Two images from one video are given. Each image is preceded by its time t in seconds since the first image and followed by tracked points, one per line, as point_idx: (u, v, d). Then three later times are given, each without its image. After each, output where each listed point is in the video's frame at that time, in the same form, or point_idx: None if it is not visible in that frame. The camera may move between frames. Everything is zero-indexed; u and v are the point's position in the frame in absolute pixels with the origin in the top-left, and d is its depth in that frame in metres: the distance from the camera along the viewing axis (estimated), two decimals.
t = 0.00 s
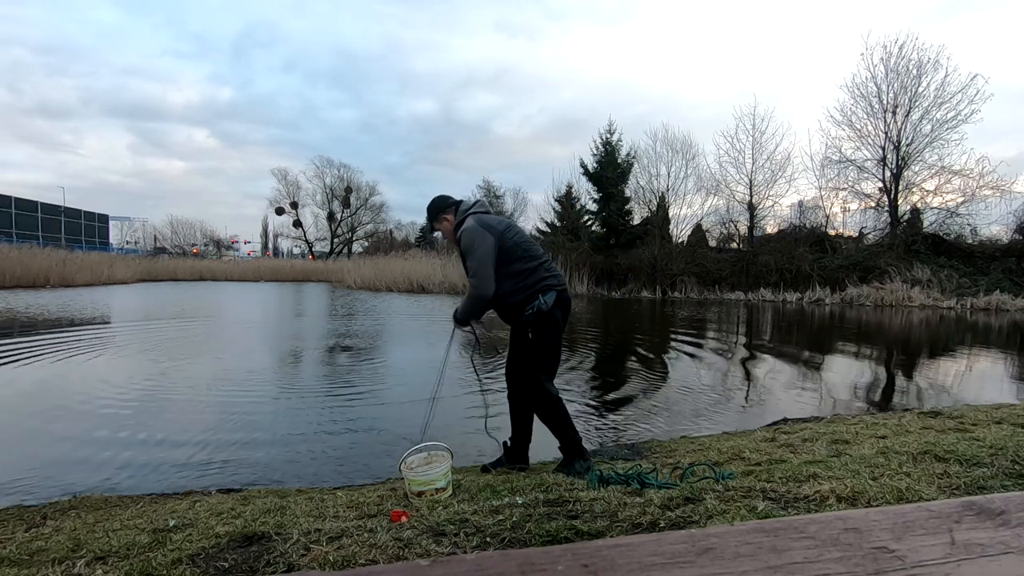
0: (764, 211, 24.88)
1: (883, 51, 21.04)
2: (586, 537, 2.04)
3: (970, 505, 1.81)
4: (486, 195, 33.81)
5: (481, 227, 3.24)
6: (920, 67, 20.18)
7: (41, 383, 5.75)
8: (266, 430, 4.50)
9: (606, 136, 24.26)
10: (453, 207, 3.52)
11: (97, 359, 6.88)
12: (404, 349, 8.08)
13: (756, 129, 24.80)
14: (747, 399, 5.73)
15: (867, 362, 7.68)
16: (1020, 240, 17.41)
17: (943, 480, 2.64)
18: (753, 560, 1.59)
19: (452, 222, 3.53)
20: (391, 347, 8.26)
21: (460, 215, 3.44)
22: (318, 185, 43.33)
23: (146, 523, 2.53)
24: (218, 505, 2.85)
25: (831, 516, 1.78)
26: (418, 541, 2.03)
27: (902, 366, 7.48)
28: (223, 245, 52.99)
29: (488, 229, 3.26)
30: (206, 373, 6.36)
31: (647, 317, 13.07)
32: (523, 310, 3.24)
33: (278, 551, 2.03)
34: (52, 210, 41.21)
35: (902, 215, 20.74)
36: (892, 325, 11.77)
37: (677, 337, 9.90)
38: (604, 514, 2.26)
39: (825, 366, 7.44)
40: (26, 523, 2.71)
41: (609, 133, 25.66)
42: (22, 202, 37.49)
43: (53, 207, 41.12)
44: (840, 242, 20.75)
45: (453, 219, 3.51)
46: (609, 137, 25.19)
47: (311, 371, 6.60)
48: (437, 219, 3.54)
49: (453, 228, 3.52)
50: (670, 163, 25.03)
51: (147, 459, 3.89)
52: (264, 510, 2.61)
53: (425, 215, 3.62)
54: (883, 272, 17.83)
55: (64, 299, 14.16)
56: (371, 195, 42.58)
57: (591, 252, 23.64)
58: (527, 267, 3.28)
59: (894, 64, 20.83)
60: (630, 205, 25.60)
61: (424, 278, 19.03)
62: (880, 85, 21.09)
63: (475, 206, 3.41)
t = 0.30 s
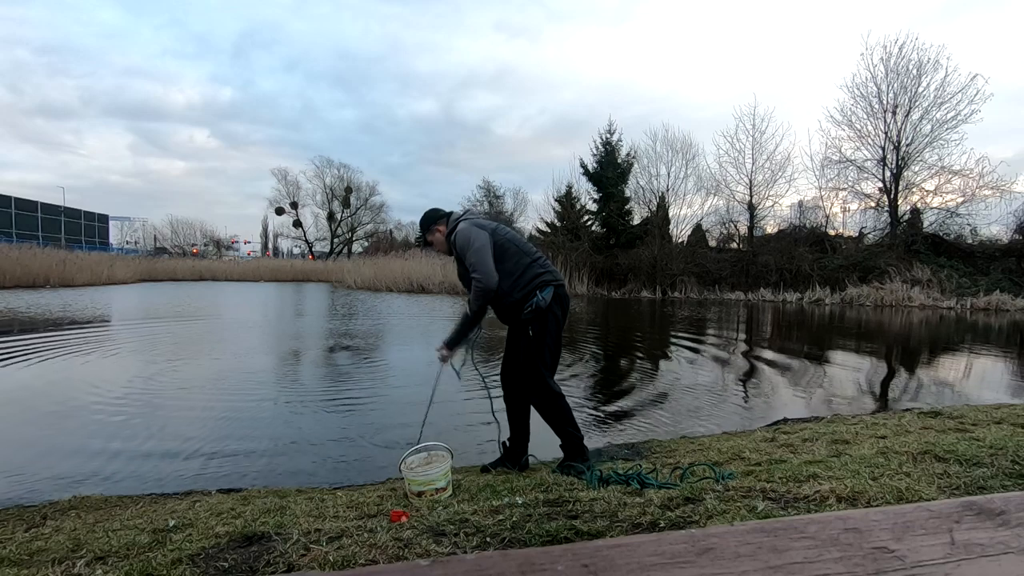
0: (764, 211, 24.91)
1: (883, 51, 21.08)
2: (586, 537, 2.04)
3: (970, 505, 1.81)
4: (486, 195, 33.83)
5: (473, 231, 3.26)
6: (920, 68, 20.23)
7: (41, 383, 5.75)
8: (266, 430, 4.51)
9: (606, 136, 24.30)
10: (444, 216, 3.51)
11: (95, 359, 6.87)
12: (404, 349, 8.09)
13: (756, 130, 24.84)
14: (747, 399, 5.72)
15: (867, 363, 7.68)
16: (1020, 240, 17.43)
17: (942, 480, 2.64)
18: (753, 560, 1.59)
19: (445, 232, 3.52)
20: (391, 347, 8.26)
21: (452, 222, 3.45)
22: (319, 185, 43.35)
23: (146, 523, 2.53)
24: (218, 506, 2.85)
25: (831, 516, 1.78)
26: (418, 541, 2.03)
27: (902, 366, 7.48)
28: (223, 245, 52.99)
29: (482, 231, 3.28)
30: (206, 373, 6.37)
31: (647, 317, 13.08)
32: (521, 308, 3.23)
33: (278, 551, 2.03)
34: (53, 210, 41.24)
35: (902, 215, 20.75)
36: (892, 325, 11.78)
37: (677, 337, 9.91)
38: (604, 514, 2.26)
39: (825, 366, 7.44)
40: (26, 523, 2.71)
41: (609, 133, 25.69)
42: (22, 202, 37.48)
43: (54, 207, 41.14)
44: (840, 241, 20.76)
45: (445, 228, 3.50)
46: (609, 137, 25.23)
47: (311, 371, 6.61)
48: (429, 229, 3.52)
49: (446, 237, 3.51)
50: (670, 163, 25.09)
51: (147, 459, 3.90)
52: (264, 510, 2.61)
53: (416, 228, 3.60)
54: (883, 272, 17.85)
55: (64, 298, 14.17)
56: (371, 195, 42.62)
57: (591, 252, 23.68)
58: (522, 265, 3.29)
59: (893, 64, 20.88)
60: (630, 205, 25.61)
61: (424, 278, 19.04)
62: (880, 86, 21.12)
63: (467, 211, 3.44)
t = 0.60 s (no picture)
0: (764, 211, 24.90)
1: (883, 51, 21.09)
2: (586, 537, 2.04)
3: (970, 505, 1.81)
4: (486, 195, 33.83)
5: (475, 227, 3.27)
6: (920, 68, 20.23)
7: (41, 383, 5.75)
8: (266, 430, 4.51)
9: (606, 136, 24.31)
10: (445, 210, 3.52)
11: (94, 359, 6.86)
12: (404, 349, 8.10)
13: (756, 129, 24.84)
14: (747, 399, 5.72)
15: (867, 363, 7.68)
16: (1020, 240, 17.43)
17: (943, 480, 2.64)
18: (754, 560, 1.59)
19: (446, 226, 3.52)
20: (391, 347, 8.27)
21: (455, 217, 3.45)
22: (319, 185, 43.37)
23: (146, 523, 2.53)
24: (218, 506, 2.85)
25: (831, 516, 1.78)
26: (418, 541, 2.03)
27: (902, 366, 7.48)
28: (223, 245, 53.00)
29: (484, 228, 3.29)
30: (206, 373, 6.37)
31: (647, 317, 13.09)
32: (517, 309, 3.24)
33: (278, 551, 2.03)
34: (53, 211, 41.28)
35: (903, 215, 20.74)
36: (892, 326, 11.77)
37: (677, 337, 9.90)
38: (604, 514, 2.26)
39: (825, 366, 7.44)
40: (26, 523, 2.71)
41: (609, 133, 25.70)
42: (22, 202, 37.47)
43: (54, 207, 41.15)
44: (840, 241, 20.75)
45: (446, 222, 3.51)
46: (609, 137, 25.24)
47: (310, 371, 6.61)
48: (430, 222, 3.52)
49: (447, 230, 3.51)
50: (670, 163, 25.07)
51: (147, 459, 3.89)
52: (264, 511, 2.61)
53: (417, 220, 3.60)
54: (883, 272, 17.85)
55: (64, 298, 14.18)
56: (371, 195, 42.63)
57: (591, 252, 23.70)
58: (519, 265, 3.31)
59: (893, 64, 20.88)
60: (630, 205, 25.60)
61: (424, 278, 19.06)
62: (880, 85, 21.12)
63: (470, 208, 3.44)
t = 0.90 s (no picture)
0: (764, 211, 24.90)
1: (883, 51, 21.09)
2: (586, 537, 2.04)
3: (970, 505, 1.81)
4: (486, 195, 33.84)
5: (486, 218, 3.30)
6: (920, 68, 20.23)
7: (41, 383, 5.75)
8: (266, 430, 4.51)
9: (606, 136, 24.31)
10: (452, 198, 3.52)
11: (94, 359, 6.85)
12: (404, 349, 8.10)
13: (756, 129, 24.83)
14: (748, 399, 5.71)
15: (867, 363, 7.68)
16: (1020, 240, 17.43)
17: (942, 480, 2.64)
18: (753, 560, 1.59)
19: (451, 214, 3.52)
20: (392, 347, 8.28)
21: (462, 206, 3.46)
22: (319, 185, 43.37)
23: (146, 523, 2.53)
24: (218, 506, 2.85)
25: (832, 516, 1.78)
26: (418, 541, 2.03)
27: (902, 366, 7.48)
28: (223, 245, 53.00)
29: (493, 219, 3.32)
30: (206, 373, 6.38)
31: (647, 317, 13.09)
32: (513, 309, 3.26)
33: (278, 551, 2.03)
34: (53, 211, 41.31)
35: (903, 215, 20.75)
36: (892, 326, 11.78)
37: (677, 337, 9.90)
38: (604, 514, 2.26)
39: (825, 366, 7.44)
40: (26, 523, 2.71)
41: (609, 133, 25.71)
42: (22, 202, 37.46)
43: (54, 207, 41.15)
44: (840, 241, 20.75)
45: (452, 210, 3.51)
46: (609, 137, 25.25)
47: (311, 371, 6.61)
48: (437, 209, 3.51)
49: (452, 219, 3.51)
50: (670, 163, 25.06)
51: (147, 459, 3.89)
52: (264, 511, 2.61)
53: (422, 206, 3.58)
54: (883, 272, 17.85)
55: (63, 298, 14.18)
56: (371, 195, 42.65)
57: (591, 252, 23.71)
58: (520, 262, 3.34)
59: (893, 64, 20.89)
60: (630, 204, 25.59)
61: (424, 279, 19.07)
62: (880, 86, 21.12)
63: (477, 197, 3.46)
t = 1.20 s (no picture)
0: (764, 211, 24.88)
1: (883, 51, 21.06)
2: (586, 537, 2.04)
3: (970, 505, 1.81)
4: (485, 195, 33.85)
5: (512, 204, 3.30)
6: (920, 68, 20.21)
7: (40, 383, 5.75)
8: (266, 430, 4.50)
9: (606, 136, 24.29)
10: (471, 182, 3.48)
11: (93, 360, 6.84)
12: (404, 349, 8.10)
13: (756, 129, 24.80)
14: (748, 399, 5.71)
15: (867, 363, 7.68)
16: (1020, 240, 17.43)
17: (942, 480, 2.64)
18: (753, 559, 1.59)
19: (467, 199, 3.47)
20: (392, 347, 8.28)
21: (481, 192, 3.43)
22: (319, 185, 43.35)
23: (146, 523, 2.53)
24: (218, 506, 2.85)
25: (832, 517, 1.78)
26: (418, 541, 2.03)
27: (902, 366, 7.48)
28: (223, 245, 52.99)
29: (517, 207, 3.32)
30: (206, 373, 6.38)
31: (647, 317, 13.10)
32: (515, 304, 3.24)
33: (278, 551, 2.03)
34: (53, 211, 41.31)
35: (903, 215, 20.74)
36: (892, 325, 11.78)
37: (677, 337, 9.90)
38: (604, 514, 2.26)
39: (825, 365, 7.44)
40: (26, 522, 2.71)
41: (609, 132, 25.69)
42: (23, 202, 37.46)
43: (54, 207, 41.15)
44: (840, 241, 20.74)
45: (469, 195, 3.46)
46: (609, 137, 25.23)
47: (310, 371, 6.61)
48: (455, 192, 3.44)
49: (469, 203, 3.46)
50: (670, 163, 25.04)
51: (147, 459, 3.89)
52: (264, 511, 2.61)
53: (436, 185, 3.48)
54: (883, 272, 17.84)
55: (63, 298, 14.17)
56: (371, 195, 42.66)
57: (591, 252, 23.70)
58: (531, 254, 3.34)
59: (893, 65, 20.86)
60: (630, 205, 25.57)
61: (424, 279, 19.07)
62: (880, 85, 21.09)
63: (496, 185, 3.45)
